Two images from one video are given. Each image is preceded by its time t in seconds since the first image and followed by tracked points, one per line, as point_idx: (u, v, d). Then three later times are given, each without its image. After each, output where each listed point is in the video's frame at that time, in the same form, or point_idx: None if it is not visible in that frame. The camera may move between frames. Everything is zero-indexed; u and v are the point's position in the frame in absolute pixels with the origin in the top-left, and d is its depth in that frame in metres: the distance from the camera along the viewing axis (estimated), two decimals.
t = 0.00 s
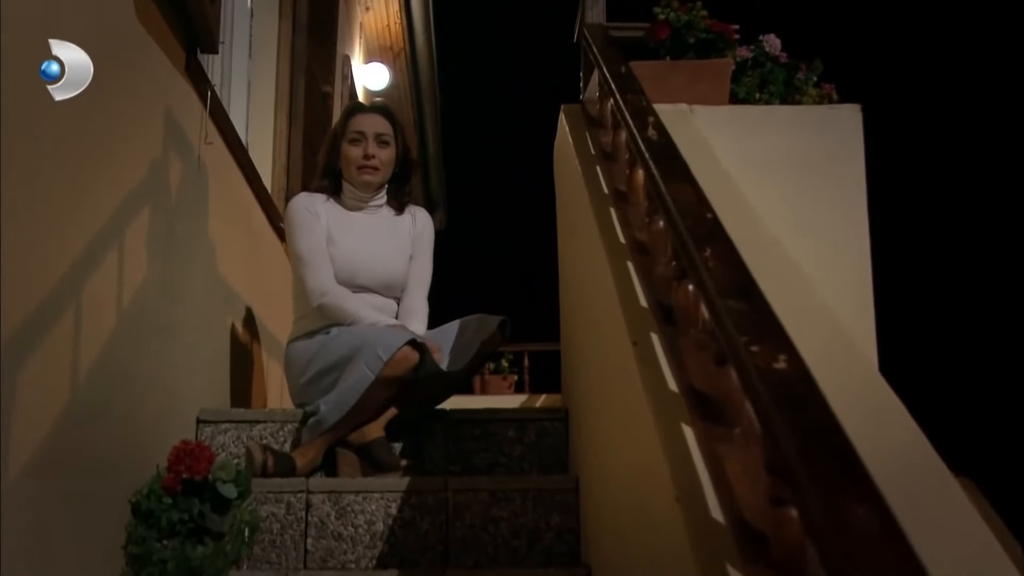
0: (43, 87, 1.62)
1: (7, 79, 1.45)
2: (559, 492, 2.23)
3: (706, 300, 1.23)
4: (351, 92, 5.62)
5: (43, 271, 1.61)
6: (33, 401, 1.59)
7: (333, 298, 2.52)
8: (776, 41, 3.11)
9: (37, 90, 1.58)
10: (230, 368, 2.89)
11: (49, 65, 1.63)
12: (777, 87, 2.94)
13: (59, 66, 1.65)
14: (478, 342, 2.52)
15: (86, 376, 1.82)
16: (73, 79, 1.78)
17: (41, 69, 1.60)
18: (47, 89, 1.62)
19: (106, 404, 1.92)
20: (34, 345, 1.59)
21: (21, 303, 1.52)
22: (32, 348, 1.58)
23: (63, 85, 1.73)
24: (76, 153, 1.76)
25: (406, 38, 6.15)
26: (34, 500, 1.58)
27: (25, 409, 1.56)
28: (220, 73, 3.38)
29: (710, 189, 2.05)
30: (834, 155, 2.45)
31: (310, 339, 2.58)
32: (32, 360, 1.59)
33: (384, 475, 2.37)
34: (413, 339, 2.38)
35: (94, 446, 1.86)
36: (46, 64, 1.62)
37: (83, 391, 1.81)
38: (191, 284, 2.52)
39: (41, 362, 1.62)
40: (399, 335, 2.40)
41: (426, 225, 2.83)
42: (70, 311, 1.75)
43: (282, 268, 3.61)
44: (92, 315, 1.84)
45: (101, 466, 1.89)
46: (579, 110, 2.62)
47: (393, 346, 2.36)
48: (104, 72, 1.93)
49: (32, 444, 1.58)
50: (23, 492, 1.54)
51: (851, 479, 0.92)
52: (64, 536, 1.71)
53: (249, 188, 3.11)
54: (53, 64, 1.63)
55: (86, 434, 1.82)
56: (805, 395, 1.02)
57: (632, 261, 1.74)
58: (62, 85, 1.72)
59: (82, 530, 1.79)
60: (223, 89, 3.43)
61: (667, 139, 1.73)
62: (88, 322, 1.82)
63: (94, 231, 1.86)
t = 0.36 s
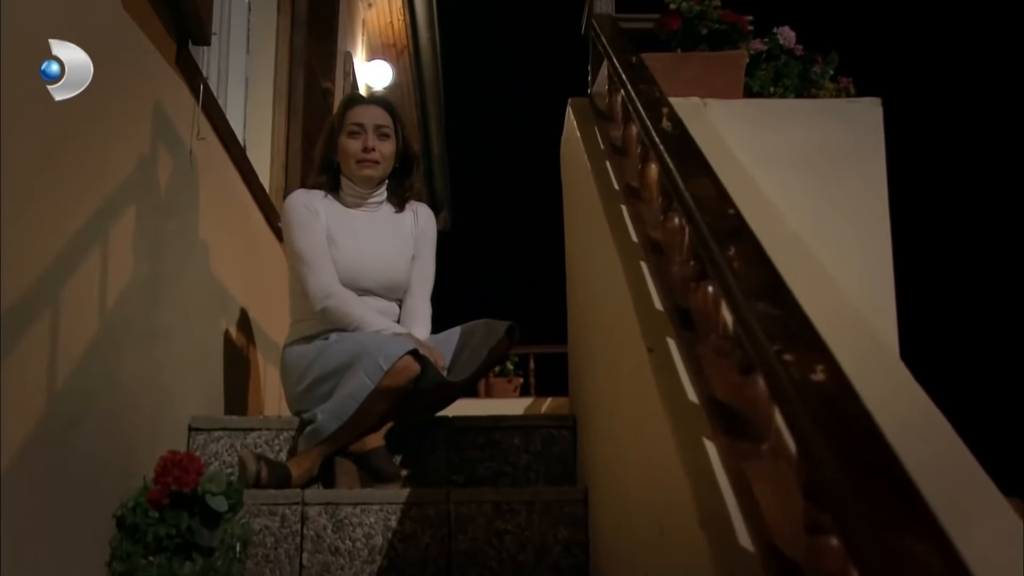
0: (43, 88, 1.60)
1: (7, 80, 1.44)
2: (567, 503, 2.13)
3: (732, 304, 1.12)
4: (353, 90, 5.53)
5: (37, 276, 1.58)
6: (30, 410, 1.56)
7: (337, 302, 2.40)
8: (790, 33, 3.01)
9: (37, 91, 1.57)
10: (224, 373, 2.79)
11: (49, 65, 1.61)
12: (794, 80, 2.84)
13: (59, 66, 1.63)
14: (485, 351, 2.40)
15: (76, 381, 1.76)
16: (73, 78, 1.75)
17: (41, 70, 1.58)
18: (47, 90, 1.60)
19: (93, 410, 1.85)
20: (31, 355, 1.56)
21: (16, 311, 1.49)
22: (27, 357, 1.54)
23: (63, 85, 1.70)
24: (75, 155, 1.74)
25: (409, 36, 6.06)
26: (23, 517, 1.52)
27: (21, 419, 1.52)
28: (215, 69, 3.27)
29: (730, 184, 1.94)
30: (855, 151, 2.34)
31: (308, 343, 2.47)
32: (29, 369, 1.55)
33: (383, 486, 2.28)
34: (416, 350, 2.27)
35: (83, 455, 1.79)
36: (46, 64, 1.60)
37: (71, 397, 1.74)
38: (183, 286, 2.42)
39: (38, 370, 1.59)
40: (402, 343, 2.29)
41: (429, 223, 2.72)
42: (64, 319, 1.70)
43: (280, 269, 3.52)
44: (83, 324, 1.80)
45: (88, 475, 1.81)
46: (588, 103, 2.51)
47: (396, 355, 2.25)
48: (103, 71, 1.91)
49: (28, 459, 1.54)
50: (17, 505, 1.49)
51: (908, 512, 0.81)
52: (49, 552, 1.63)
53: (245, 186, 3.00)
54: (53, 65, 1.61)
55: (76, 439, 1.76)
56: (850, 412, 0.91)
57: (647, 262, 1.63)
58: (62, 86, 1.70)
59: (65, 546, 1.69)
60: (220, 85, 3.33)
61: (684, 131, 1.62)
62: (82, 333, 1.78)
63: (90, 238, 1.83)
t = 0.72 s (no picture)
0: (42, 88, 1.61)
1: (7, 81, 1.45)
2: (574, 520, 2.02)
3: (759, 313, 1.02)
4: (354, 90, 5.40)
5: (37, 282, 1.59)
6: (25, 417, 1.54)
7: (329, 305, 2.30)
8: (804, 28, 2.90)
9: (37, 91, 1.58)
10: (217, 382, 2.68)
11: (49, 65, 1.62)
12: (809, 77, 2.74)
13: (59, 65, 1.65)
14: (485, 357, 2.28)
15: (69, 393, 1.72)
16: (73, 78, 1.78)
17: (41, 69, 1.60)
18: (47, 90, 1.62)
19: (82, 426, 1.78)
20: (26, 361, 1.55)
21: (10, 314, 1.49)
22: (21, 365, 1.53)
23: (63, 85, 1.72)
24: (76, 154, 1.76)
25: (412, 36, 5.94)
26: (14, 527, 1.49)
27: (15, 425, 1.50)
28: (209, 67, 3.17)
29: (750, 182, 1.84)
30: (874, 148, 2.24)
31: (302, 351, 2.36)
32: (23, 379, 1.54)
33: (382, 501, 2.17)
34: (413, 353, 2.16)
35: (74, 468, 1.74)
36: (46, 63, 1.61)
37: (61, 406, 1.68)
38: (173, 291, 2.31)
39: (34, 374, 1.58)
40: (399, 348, 2.18)
41: (428, 227, 2.62)
42: (58, 326, 1.69)
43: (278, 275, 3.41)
44: (71, 331, 1.74)
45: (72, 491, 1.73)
46: (595, 100, 2.41)
47: (392, 359, 2.14)
48: (103, 72, 1.91)
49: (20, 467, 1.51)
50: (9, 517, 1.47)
51: (969, 549, 0.70)
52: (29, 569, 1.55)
53: (240, 187, 2.90)
54: (53, 64, 1.63)
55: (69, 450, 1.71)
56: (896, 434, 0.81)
57: (661, 266, 1.52)
58: (62, 86, 1.72)
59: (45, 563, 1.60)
60: (213, 85, 3.23)
61: (699, 126, 1.52)
62: (72, 347, 1.74)
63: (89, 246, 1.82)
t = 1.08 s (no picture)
0: (43, 88, 1.59)
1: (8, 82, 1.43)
2: (586, 540, 1.92)
3: (797, 328, 0.91)
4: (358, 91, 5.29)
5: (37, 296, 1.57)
6: (21, 430, 1.50)
7: (329, 311, 2.19)
8: (823, 23, 2.80)
9: (37, 91, 1.56)
10: (215, 391, 2.57)
11: (49, 65, 1.60)
12: (830, 73, 2.63)
13: (59, 66, 1.63)
14: (494, 365, 2.16)
15: (66, 405, 1.67)
16: (75, 79, 1.75)
17: (41, 69, 1.58)
18: (47, 90, 1.60)
19: (74, 442, 1.71)
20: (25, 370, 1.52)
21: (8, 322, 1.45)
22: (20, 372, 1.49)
23: (64, 86, 1.70)
24: (75, 154, 1.73)
25: (418, 37, 5.85)
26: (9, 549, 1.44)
27: (11, 438, 1.46)
28: (208, 66, 3.07)
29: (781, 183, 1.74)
30: (887, 146, 2.12)
31: (302, 359, 2.25)
32: (16, 386, 1.48)
33: (382, 519, 2.05)
34: (416, 364, 2.04)
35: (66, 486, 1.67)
36: (45, 64, 1.60)
37: (53, 421, 1.62)
38: (167, 297, 2.21)
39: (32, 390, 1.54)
40: (401, 357, 2.07)
41: (433, 230, 2.52)
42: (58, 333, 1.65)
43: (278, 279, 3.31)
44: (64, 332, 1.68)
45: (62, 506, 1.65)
46: (606, 98, 2.30)
47: (393, 369, 2.02)
48: (103, 71, 1.87)
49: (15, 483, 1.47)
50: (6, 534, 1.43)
51: None
52: None
53: (240, 189, 2.80)
54: (53, 64, 1.61)
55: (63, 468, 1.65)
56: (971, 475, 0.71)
57: (683, 273, 1.41)
58: (62, 86, 1.69)
59: None
60: (213, 83, 3.14)
61: (722, 120, 1.41)
62: (64, 357, 1.67)
63: (89, 247, 1.79)
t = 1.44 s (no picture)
0: (43, 89, 1.58)
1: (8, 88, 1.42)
2: (598, 560, 1.81)
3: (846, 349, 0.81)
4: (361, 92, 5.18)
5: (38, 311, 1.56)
6: (18, 437, 1.47)
7: (333, 322, 2.07)
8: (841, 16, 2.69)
9: (37, 90, 1.55)
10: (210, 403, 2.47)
11: (49, 65, 1.59)
12: (850, 68, 2.52)
13: (59, 66, 1.62)
14: (502, 383, 2.07)
15: (63, 417, 1.64)
16: (75, 79, 1.74)
17: (41, 70, 1.56)
18: (47, 90, 1.59)
19: (66, 452, 1.65)
20: (23, 380, 1.50)
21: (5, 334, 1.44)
22: (15, 388, 1.47)
23: (64, 86, 1.69)
24: (77, 153, 1.72)
25: (424, 37, 5.74)
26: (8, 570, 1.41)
27: (10, 440, 1.44)
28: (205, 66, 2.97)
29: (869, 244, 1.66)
30: (886, 146, 2.02)
31: (302, 370, 2.14)
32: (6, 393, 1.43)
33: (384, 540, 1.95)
34: (421, 381, 1.94)
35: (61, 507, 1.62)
36: (46, 63, 1.58)
37: (49, 429, 1.58)
38: (157, 306, 2.11)
39: (31, 405, 1.53)
40: (406, 373, 1.97)
41: (439, 234, 2.41)
42: (56, 343, 1.63)
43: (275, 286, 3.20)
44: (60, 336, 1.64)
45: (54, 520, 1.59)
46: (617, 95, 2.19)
47: (397, 387, 1.92)
48: (104, 71, 1.85)
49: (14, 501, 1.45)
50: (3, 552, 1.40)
51: None
52: None
53: (237, 193, 2.72)
54: (53, 64, 1.60)
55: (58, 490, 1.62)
56: None
57: (704, 281, 1.30)
58: (63, 86, 1.68)
59: None
60: (211, 83, 3.04)
61: (748, 117, 1.30)
62: (58, 363, 1.63)
63: (91, 249, 1.77)
